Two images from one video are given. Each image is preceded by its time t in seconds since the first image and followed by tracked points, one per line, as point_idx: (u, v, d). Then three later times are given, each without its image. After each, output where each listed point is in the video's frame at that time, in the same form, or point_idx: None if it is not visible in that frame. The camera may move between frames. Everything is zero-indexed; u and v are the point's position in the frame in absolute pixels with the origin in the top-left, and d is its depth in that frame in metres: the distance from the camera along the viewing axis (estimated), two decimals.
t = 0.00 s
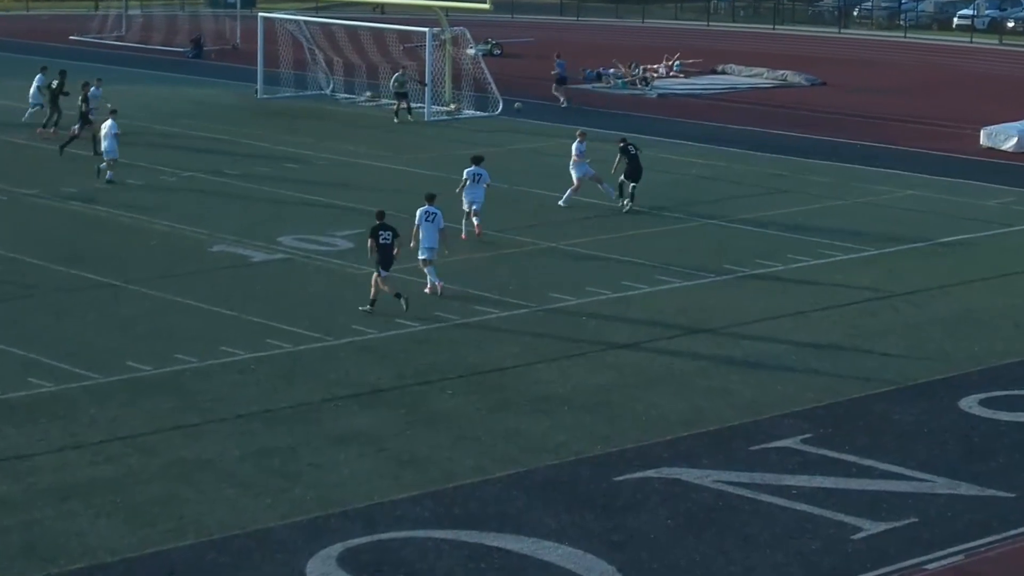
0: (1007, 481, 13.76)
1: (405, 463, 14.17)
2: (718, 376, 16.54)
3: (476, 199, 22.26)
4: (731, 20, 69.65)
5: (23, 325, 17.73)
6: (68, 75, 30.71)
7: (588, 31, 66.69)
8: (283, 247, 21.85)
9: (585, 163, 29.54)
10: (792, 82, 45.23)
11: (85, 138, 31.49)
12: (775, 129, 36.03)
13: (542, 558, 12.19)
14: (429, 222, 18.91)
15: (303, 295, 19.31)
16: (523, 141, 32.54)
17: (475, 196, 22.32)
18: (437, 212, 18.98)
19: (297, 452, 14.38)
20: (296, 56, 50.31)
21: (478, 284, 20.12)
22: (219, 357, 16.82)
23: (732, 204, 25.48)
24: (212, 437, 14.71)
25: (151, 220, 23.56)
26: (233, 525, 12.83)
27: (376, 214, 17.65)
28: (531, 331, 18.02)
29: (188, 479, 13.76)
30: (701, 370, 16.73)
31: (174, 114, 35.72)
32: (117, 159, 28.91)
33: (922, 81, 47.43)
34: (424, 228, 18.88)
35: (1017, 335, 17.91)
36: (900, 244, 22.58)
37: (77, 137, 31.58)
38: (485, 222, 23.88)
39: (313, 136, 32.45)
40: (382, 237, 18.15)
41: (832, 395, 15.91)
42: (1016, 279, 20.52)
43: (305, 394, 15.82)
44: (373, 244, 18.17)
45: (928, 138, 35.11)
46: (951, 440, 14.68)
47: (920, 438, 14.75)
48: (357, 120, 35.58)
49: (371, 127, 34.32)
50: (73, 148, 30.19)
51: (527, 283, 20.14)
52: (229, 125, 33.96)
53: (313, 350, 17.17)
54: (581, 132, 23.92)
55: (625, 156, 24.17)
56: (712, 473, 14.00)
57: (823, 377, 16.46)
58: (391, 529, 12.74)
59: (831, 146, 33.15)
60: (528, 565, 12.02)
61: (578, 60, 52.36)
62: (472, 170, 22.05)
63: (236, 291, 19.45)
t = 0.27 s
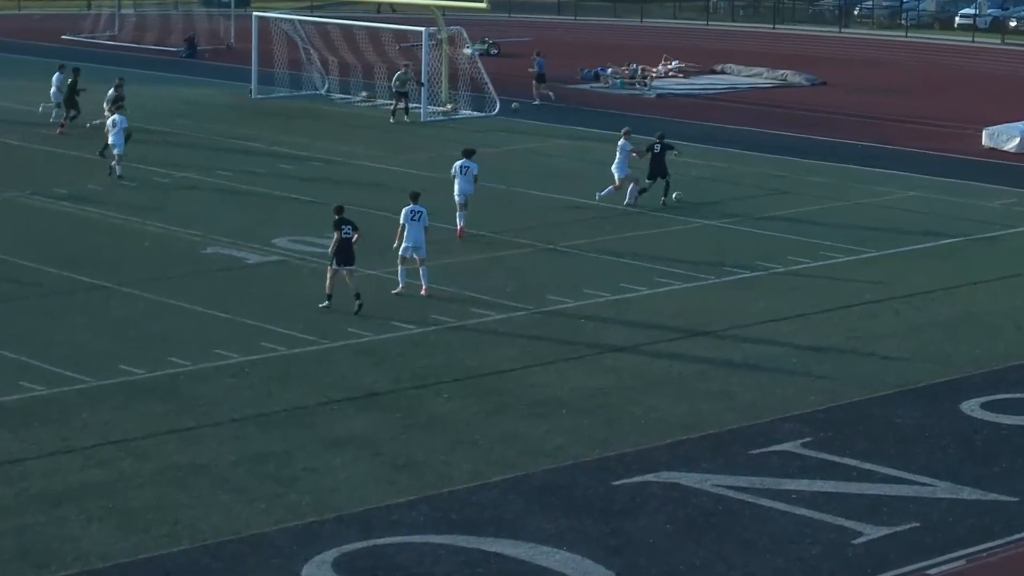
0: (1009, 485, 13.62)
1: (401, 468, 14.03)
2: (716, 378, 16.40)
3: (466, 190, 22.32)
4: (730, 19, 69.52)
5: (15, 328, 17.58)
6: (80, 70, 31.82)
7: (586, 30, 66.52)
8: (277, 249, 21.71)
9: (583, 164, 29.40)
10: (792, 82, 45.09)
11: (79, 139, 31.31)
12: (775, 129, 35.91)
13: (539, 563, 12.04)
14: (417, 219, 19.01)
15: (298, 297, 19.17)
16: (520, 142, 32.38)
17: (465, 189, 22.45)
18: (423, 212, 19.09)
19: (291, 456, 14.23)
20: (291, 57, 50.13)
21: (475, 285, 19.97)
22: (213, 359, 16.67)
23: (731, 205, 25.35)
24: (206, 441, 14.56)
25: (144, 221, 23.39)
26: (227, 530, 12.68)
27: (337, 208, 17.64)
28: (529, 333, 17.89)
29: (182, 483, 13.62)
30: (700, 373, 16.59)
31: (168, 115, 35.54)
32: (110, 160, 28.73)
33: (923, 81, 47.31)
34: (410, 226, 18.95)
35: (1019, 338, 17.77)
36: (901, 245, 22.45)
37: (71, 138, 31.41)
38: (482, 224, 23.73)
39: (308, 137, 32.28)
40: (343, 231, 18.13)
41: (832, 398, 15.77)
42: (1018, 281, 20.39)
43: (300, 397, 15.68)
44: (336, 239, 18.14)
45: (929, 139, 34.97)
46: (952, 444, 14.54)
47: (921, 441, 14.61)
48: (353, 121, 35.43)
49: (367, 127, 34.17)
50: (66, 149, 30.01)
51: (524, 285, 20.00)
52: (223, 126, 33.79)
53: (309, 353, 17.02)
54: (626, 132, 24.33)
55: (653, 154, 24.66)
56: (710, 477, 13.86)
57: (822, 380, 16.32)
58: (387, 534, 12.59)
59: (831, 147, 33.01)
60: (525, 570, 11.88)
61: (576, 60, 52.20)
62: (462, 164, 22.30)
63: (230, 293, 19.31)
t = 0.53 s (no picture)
0: (1006, 489, 13.50)
1: (393, 473, 13.89)
2: (710, 382, 16.26)
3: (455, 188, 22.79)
4: (724, 19, 69.41)
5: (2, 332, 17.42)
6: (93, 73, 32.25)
7: (579, 31, 66.37)
8: (267, 252, 21.56)
9: (577, 165, 29.27)
10: (787, 83, 44.96)
11: (67, 141, 31.11)
12: (771, 130, 35.81)
13: (533, 569, 11.90)
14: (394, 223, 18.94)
15: (289, 301, 19.02)
16: (513, 143, 32.23)
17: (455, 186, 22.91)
18: (398, 215, 19.01)
19: (282, 461, 14.08)
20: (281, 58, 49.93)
21: (468, 289, 19.83)
22: (203, 363, 16.53)
23: (725, 207, 25.22)
24: (195, 446, 14.41)
25: (132, 224, 23.21)
26: (217, 535, 12.53)
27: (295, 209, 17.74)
28: (521, 337, 17.75)
29: (171, 488, 13.46)
30: (693, 377, 16.45)
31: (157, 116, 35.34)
32: (98, 162, 28.54)
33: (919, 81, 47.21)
34: (385, 229, 18.88)
35: (1015, 341, 17.66)
36: (897, 247, 22.33)
37: (60, 140, 31.23)
38: (474, 226, 23.60)
39: (299, 138, 32.13)
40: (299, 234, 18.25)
41: (827, 402, 15.64)
42: (1016, 284, 20.27)
43: (291, 402, 15.53)
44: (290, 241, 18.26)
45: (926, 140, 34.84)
46: (949, 448, 14.42)
47: (917, 445, 14.49)
48: (344, 122, 35.27)
49: (358, 129, 34.01)
50: (54, 151, 29.81)
51: (518, 288, 19.87)
52: (213, 128, 33.61)
53: (299, 357, 16.87)
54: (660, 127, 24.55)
55: (687, 148, 25.14)
56: (705, 482, 13.72)
57: (817, 384, 16.19)
58: (378, 539, 12.44)
59: (826, 148, 32.89)
60: None
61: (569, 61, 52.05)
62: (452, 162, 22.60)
63: (220, 297, 19.16)
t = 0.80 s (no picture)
0: (1004, 494, 13.37)
1: (385, 478, 13.74)
2: (705, 386, 16.13)
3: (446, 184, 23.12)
4: (720, 19, 69.30)
5: None
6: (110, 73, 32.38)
7: (574, 31, 66.22)
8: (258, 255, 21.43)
9: (571, 167, 29.15)
10: (784, 84, 44.85)
11: (56, 142, 30.95)
12: (767, 131, 35.68)
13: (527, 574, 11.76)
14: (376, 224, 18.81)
15: (280, 304, 18.88)
16: (507, 144, 32.10)
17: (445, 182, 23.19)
18: (379, 214, 18.85)
19: (273, 467, 13.94)
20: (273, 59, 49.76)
21: (462, 292, 19.70)
22: (192, 368, 16.38)
23: (721, 209, 25.10)
24: (185, 451, 14.26)
25: (121, 227, 23.06)
26: (207, 541, 12.38)
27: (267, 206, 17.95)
28: (515, 340, 17.62)
29: (160, 494, 13.31)
30: (689, 380, 16.32)
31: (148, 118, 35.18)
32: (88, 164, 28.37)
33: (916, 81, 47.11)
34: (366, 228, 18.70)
35: (1013, 344, 17.53)
36: (894, 250, 22.21)
37: (51, 141, 31.06)
38: (467, 228, 23.46)
39: (290, 140, 31.98)
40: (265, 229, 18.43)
41: (823, 406, 15.51)
42: (1014, 286, 20.16)
43: (282, 406, 15.39)
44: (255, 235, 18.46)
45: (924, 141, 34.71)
46: (946, 453, 14.28)
47: (914, 450, 14.35)
48: (337, 123, 35.12)
49: (351, 130, 33.85)
50: (44, 153, 29.64)
51: (512, 291, 19.74)
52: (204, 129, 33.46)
53: (290, 361, 16.73)
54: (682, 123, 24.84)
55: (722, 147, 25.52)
56: (700, 487, 13.59)
57: (814, 387, 16.06)
58: (370, 545, 12.30)
59: (822, 149, 32.78)
60: None
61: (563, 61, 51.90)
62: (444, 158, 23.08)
63: (210, 300, 19.03)
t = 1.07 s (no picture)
0: (1009, 498, 13.25)
1: (384, 482, 13.62)
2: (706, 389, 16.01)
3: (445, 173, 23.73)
4: (722, 19, 69.16)
5: None
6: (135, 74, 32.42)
7: (574, 31, 66.07)
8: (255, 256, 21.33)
9: (571, 168, 29.03)
10: (786, 83, 44.72)
11: (53, 143, 30.82)
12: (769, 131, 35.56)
13: None
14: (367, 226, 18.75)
15: (278, 306, 18.77)
16: (506, 145, 31.98)
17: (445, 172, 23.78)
18: (372, 216, 18.76)
19: (270, 470, 13.81)
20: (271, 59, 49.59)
21: (461, 293, 19.58)
22: (189, 370, 16.26)
23: (722, 210, 24.98)
24: (182, 454, 14.14)
25: (117, 228, 22.93)
26: (204, 545, 12.26)
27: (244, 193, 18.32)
28: (515, 343, 17.50)
29: (157, 497, 13.19)
30: (690, 383, 16.20)
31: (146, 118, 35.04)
32: (85, 165, 28.24)
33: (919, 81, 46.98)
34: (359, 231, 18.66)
35: (1017, 346, 17.41)
36: (896, 251, 22.08)
37: (48, 142, 30.93)
38: (467, 229, 23.33)
39: (289, 140, 31.84)
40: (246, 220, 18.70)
41: (826, 409, 15.38)
42: (1018, 288, 20.04)
43: (280, 409, 15.27)
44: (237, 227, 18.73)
45: (927, 142, 34.57)
46: (950, 456, 14.16)
47: (918, 453, 14.23)
48: (336, 124, 35.00)
49: (350, 130, 33.73)
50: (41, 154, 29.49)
51: (512, 293, 19.61)
52: (203, 130, 33.34)
53: (288, 364, 16.61)
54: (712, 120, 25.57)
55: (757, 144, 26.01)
56: (702, 491, 13.46)
57: (816, 390, 15.94)
58: (369, 548, 12.18)
59: (825, 150, 32.65)
60: None
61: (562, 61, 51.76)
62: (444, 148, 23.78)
63: (207, 302, 18.91)
